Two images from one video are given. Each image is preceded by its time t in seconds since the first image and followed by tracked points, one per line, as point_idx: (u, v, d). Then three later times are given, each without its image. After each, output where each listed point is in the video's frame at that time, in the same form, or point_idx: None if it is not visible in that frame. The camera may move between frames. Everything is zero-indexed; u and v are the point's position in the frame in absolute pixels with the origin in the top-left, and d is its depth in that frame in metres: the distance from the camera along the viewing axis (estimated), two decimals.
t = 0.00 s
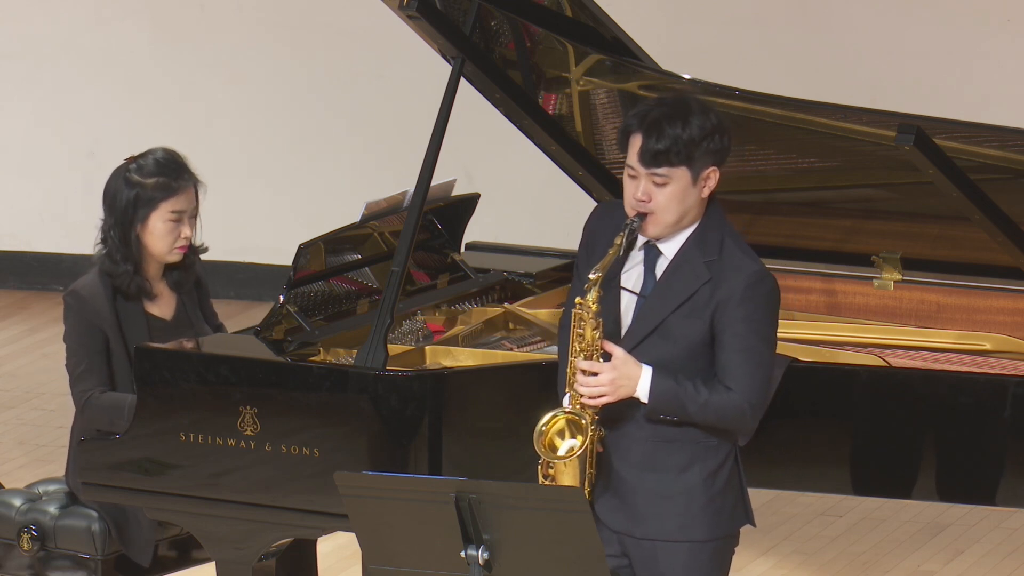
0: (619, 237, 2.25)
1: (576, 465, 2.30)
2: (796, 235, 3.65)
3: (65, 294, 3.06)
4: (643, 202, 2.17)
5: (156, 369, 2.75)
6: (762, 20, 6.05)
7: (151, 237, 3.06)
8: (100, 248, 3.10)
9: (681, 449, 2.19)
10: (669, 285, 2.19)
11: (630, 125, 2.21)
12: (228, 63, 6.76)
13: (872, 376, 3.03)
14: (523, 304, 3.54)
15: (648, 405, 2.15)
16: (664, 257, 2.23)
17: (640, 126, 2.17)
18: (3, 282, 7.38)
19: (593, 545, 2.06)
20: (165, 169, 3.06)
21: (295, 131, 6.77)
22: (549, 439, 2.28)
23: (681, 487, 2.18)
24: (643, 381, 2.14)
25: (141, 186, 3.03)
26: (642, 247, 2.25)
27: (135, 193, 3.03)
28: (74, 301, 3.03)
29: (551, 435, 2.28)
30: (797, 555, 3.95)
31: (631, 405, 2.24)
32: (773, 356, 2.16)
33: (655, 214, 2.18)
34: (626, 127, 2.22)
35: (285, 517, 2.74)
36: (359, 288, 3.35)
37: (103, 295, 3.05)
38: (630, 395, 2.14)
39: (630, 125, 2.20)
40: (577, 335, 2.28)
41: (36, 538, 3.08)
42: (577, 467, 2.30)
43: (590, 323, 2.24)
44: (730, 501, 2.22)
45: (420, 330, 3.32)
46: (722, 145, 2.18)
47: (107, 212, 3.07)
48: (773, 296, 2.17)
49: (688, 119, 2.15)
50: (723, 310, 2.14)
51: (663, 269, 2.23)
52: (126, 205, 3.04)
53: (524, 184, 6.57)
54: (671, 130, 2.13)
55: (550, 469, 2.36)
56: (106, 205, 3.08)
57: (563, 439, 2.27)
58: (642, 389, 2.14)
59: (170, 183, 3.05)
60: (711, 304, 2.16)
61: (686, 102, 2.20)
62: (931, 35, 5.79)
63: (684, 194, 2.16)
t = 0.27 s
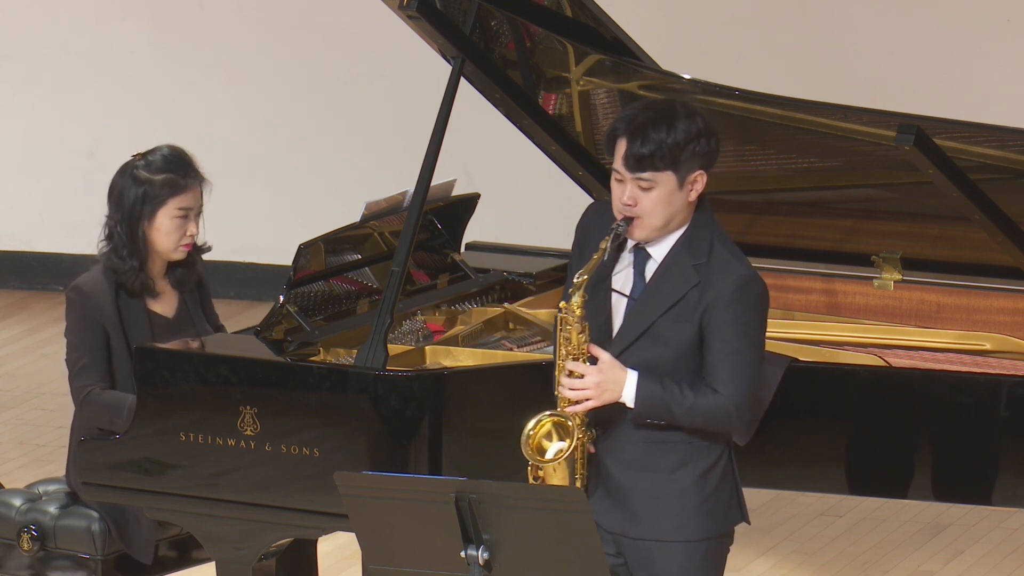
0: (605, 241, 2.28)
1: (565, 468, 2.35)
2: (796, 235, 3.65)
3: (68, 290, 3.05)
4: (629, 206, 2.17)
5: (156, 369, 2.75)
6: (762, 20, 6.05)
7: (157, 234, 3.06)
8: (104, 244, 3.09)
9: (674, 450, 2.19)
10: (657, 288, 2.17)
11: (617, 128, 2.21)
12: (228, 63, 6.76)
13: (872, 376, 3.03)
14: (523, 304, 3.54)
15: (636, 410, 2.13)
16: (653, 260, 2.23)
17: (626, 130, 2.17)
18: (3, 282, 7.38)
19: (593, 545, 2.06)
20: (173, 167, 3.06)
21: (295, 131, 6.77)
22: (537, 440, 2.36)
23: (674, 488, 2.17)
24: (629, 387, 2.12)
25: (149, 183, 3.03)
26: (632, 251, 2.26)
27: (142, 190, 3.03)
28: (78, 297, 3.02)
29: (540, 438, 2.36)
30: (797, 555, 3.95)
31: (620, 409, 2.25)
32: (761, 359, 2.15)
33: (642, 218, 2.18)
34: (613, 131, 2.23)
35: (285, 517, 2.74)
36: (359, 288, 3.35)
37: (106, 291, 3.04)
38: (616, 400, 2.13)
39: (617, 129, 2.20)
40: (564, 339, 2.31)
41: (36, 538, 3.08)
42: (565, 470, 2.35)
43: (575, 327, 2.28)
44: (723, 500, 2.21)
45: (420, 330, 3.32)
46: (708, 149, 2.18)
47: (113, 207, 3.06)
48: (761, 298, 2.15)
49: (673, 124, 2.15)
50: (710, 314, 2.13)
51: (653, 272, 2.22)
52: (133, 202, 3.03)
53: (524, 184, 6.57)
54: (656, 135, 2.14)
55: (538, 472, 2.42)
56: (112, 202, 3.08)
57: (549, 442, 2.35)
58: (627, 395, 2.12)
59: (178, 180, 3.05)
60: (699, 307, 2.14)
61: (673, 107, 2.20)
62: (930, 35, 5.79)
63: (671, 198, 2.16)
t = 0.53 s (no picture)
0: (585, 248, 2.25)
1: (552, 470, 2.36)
2: (796, 235, 3.65)
3: (72, 282, 3.04)
4: (610, 211, 2.16)
5: (156, 369, 2.75)
6: (762, 20, 6.05)
7: (163, 232, 3.03)
8: (111, 238, 3.07)
9: (662, 451, 2.18)
10: (640, 291, 2.17)
11: (597, 133, 2.19)
12: (228, 64, 6.76)
13: (872, 376, 3.03)
14: (522, 304, 3.54)
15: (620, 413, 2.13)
16: (636, 262, 2.23)
17: (605, 135, 2.16)
18: (3, 282, 7.38)
19: (593, 546, 2.05)
20: (183, 165, 3.04)
21: (295, 131, 6.77)
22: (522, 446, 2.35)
23: (663, 489, 2.16)
24: (614, 390, 2.12)
25: (158, 180, 3.00)
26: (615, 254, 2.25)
27: (151, 187, 3.00)
28: (82, 290, 3.01)
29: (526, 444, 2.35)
30: (798, 555, 3.95)
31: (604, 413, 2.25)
32: (746, 359, 2.14)
33: (623, 223, 2.16)
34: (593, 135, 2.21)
35: (285, 517, 2.74)
36: (359, 287, 3.35)
37: (110, 285, 3.02)
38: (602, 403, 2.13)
39: (596, 134, 2.19)
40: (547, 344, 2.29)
41: (36, 538, 3.08)
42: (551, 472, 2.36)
43: (558, 334, 2.26)
44: (712, 500, 2.20)
45: (420, 330, 3.32)
46: (689, 152, 2.16)
47: (121, 202, 3.04)
48: (745, 299, 2.14)
49: (652, 129, 2.13)
50: (693, 317, 2.12)
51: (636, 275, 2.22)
52: (141, 198, 3.01)
53: (524, 184, 6.57)
54: (634, 140, 2.12)
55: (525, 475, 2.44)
56: (120, 198, 3.05)
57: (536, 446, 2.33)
58: (613, 398, 2.12)
59: (187, 179, 3.03)
60: (682, 310, 2.14)
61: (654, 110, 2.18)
62: (930, 35, 5.79)
63: (651, 203, 2.14)
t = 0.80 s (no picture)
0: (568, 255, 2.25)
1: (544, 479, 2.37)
2: (796, 235, 3.65)
3: (79, 275, 3.02)
4: (587, 218, 2.15)
5: (156, 369, 2.75)
6: (762, 20, 6.05)
7: (170, 232, 2.99)
8: (120, 231, 3.05)
9: (649, 451, 2.17)
10: (621, 295, 2.16)
11: (569, 141, 2.18)
12: (228, 64, 6.76)
13: (872, 376, 3.03)
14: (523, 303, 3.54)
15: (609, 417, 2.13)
16: (615, 266, 2.20)
17: (579, 142, 2.15)
18: (3, 282, 7.38)
19: (592, 546, 2.05)
20: (196, 167, 2.99)
21: (295, 131, 6.77)
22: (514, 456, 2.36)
23: (651, 489, 2.15)
24: (603, 394, 2.11)
25: (169, 180, 2.96)
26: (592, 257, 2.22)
27: (162, 186, 2.96)
28: (88, 284, 2.99)
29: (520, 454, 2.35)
30: (798, 555, 3.95)
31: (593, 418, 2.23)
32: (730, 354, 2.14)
33: (601, 229, 2.16)
34: (565, 143, 2.20)
35: (284, 517, 2.74)
36: (358, 288, 3.35)
37: (118, 279, 3.01)
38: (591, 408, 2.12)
39: (569, 141, 2.17)
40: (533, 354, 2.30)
41: (36, 538, 3.08)
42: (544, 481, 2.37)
43: (545, 343, 2.27)
44: (701, 498, 2.20)
45: (420, 330, 3.33)
46: (662, 153, 2.16)
47: (132, 197, 3.00)
48: (725, 297, 2.14)
49: (625, 133, 2.13)
50: (676, 317, 2.12)
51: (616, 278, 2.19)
52: (151, 196, 2.97)
53: (524, 184, 6.56)
54: (609, 145, 2.11)
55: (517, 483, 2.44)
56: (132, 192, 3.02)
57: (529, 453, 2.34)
58: (603, 403, 2.11)
59: (197, 181, 2.98)
60: (664, 311, 2.13)
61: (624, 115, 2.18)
62: (930, 35, 5.79)
63: (629, 206, 2.14)
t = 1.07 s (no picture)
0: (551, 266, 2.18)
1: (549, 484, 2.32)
2: (796, 235, 3.65)
3: (91, 266, 3.02)
4: (567, 226, 2.12)
5: (156, 369, 2.75)
6: (762, 20, 6.05)
7: (184, 231, 2.97)
8: (134, 225, 3.04)
9: (643, 449, 2.19)
10: (602, 299, 2.16)
11: (537, 151, 2.13)
12: (228, 64, 6.76)
13: (872, 376, 3.03)
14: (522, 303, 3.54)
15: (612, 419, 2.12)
16: (591, 271, 2.20)
17: (551, 152, 2.10)
18: (3, 282, 7.39)
19: (593, 546, 2.05)
20: (213, 168, 2.97)
21: (295, 131, 6.77)
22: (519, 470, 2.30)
23: (648, 486, 2.16)
24: (602, 396, 2.11)
25: (185, 180, 2.94)
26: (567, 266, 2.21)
27: (177, 186, 2.94)
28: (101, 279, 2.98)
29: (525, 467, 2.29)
30: (798, 555, 3.95)
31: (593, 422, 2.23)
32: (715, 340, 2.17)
33: (580, 235, 2.13)
34: (530, 154, 2.15)
35: (284, 517, 2.74)
36: (359, 287, 3.35)
37: (130, 272, 3.02)
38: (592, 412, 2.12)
39: (537, 151, 2.13)
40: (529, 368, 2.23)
41: (36, 538, 3.08)
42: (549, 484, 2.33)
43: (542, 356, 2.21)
44: (695, 495, 2.21)
45: (420, 330, 3.36)
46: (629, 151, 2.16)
47: (148, 193, 2.98)
48: (705, 285, 2.16)
49: (594, 136, 2.10)
50: (661, 313, 2.13)
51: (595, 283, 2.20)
52: (166, 195, 2.95)
53: (524, 184, 6.56)
54: (582, 150, 2.08)
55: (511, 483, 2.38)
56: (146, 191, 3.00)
57: (537, 467, 2.27)
58: (603, 405, 2.11)
59: (212, 182, 2.96)
60: (648, 308, 2.14)
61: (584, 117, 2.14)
62: (930, 35, 5.79)
63: (606, 209, 2.12)
